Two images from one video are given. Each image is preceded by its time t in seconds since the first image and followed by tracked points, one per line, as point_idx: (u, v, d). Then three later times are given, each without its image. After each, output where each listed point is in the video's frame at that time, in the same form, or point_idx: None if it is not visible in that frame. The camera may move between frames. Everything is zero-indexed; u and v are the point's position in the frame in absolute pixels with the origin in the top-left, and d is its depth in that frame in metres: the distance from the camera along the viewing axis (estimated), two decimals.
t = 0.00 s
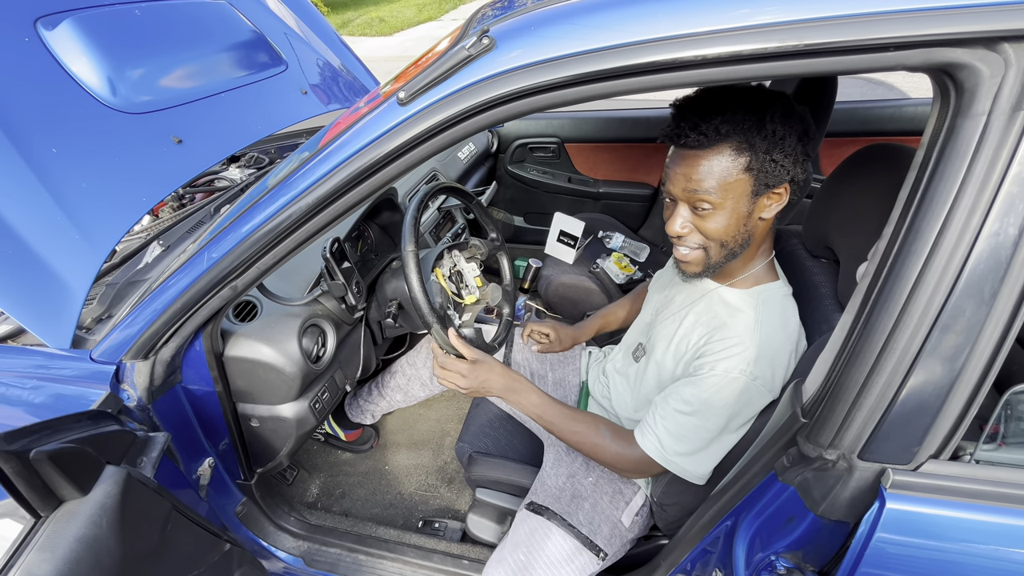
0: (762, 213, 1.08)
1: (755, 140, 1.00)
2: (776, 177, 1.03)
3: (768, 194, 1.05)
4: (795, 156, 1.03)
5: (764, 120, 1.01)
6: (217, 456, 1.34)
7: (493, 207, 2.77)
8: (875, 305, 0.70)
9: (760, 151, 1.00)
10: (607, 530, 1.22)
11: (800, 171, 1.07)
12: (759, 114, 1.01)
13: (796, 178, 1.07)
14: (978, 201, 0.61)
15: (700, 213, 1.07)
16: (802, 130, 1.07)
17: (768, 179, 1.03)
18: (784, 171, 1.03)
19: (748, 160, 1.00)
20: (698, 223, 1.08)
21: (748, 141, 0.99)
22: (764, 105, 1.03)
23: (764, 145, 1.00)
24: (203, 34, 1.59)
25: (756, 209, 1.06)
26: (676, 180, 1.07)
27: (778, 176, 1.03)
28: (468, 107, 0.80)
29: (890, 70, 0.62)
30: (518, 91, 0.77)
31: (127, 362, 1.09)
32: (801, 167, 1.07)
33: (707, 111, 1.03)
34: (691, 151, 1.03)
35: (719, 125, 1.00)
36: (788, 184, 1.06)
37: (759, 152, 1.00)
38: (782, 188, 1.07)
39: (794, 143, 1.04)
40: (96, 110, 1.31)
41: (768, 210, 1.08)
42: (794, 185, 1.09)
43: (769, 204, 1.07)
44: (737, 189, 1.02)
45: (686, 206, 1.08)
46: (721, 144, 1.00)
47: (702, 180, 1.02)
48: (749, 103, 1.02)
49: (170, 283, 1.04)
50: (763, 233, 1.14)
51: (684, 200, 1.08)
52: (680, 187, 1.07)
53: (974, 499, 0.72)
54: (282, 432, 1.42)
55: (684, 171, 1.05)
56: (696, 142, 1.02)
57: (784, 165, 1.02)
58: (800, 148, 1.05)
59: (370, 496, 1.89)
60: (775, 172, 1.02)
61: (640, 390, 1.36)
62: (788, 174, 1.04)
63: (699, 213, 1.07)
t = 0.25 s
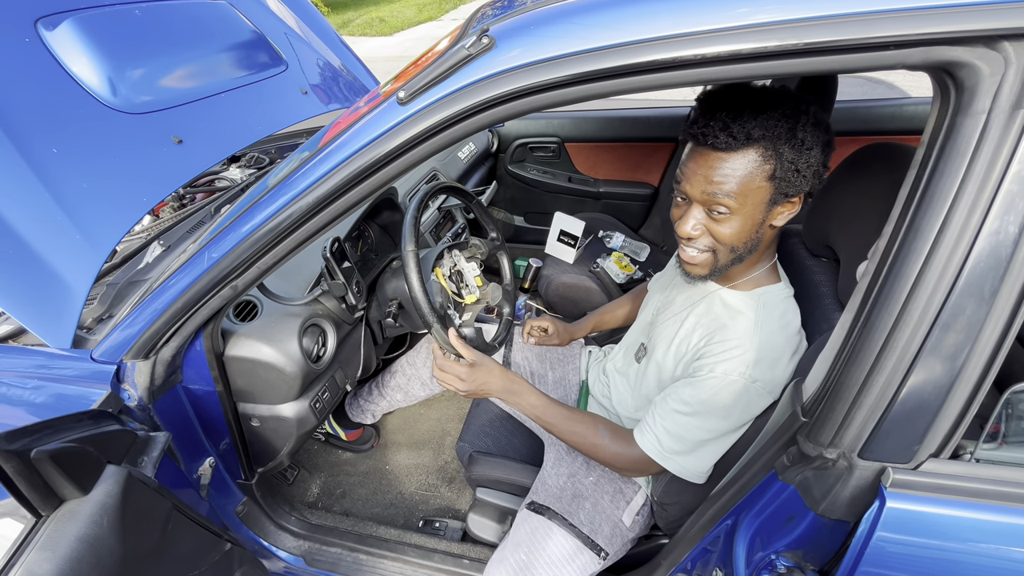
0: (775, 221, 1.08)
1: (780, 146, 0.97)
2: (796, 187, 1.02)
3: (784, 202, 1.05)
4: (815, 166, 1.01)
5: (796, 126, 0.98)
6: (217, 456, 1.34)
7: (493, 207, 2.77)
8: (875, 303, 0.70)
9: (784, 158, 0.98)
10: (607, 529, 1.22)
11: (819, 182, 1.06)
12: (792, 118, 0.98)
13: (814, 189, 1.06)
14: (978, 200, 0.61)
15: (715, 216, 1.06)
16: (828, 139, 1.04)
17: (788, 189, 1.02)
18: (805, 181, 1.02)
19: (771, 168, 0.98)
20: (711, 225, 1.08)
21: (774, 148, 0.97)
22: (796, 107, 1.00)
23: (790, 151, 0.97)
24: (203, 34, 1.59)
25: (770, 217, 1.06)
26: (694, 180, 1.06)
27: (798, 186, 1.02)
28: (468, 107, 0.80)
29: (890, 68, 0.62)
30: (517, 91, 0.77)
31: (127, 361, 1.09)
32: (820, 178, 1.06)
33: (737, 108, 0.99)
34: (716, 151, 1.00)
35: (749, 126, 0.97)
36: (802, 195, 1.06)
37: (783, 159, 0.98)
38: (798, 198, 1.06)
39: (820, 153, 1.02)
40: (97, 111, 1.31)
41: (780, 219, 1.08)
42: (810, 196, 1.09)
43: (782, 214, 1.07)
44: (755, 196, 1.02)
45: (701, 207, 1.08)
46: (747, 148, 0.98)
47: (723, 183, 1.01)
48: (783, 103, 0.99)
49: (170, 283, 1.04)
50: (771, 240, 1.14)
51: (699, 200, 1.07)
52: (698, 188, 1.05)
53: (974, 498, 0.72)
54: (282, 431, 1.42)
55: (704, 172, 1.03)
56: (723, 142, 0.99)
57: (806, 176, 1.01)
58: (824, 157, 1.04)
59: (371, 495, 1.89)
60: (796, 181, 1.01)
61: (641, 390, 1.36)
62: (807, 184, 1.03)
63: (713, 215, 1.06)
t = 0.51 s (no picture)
0: (777, 220, 1.08)
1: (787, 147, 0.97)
2: (800, 188, 1.02)
3: (788, 203, 1.05)
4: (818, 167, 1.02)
5: (802, 128, 0.98)
6: (218, 454, 1.34)
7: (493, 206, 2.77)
8: (874, 302, 0.70)
9: (791, 160, 0.98)
10: (607, 528, 1.22)
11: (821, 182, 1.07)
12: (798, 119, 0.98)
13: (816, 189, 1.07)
14: (977, 198, 0.61)
15: (718, 216, 1.06)
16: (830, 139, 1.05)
17: (792, 189, 1.02)
18: (809, 182, 1.02)
19: (778, 169, 0.98)
20: (714, 225, 1.08)
21: (782, 149, 0.97)
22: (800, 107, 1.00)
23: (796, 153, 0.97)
24: (202, 32, 1.59)
25: (774, 217, 1.06)
26: (698, 180, 1.05)
27: (802, 187, 1.02)
28: (467, 105, 0.80)
29: (890, 66, 0.62)
30: (517, 89, 0.77)
31: (127, 360, 1.09)
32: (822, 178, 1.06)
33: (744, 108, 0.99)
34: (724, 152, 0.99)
35: (758, 127, 0.96)
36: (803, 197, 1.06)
37: (790, 160, 0.98)
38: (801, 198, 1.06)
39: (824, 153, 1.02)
40: (96, 109, 1.31)
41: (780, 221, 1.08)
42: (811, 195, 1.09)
43: (784, 215, 1.07)
44: (759, 198, 1.02)
45: (705, 208, 1.07)
46: (755, 149, 0.97)
47: (729, 184, 1.00)
48: (789, 104, 0.99)
49: (170, 282, 1.04)
50: (772, 239, 1.14)
51: (704, 201, 1.06)
52: (704, 188, 1.04)
53: (972, 496, 0.72)
54: (282, 430, 1.42)
55: (710, 173, 1.02)
56: (732, 142, 0.98)
57: (810, 176, 1.02)
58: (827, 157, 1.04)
59: (371, 494, 1.89)
60: (800, 182, 1.01)
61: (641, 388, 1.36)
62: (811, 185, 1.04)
63: (717, 216, 1.06)
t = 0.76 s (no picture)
0: (763, 222, 1.07)
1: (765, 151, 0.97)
2: (781, 191, 1.01)
3: (770, 205, 1.03)
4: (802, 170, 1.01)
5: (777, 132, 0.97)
6: (217, 451, 1.34)
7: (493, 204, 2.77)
8: (874, 299, 0.70)
9: (767, 164, 0.97)
10: (607, 525, 1.22)
11: (808, 182, 1.04)
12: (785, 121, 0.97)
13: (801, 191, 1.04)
14: (979, 194, 0.61)
15: (698, 221, 1.06)
16: (819, 139, 1.01)
17: (772, 193, 1.01)
18: (790, 184, 1.01)
19: (753, 173, 0.98)
20: (694, 229, 1.08)
21: (758, 153, 0.96)
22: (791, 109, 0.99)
23: (773, 156, 0.96)
24: (202, 29, 1.58)
25: (756, 220, 1.05)
26: (675, 185, 1.05)
27: (783, 190, 1.01)
28: (467, 101, 0.80)
29: (891, 62, 0.62)
30: (517, 85, 0.77)
31: (127, 357, 1.09)
32: (808, 180, 1.03)
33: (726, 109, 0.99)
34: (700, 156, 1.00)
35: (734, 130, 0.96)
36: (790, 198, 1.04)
37: (765, 165, 0.97)
38: (787, 200, 1.04)
39: (806, 156, 0.99)
40: (95, 106, 1.31)
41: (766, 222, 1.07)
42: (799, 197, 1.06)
43: (770, 216, 1.06)
44: (737, 202, 1.01)
45: (685, 212, 1.07)
46: (727, 155, 0.97)
47: (705, 189, 1.00)
48: (762, 109, 0.98)
49: (169, 279, 1.04)
50: (761, 239, 1.13)
51: (683, 205, 1.06)
52: (682, 193, 1.05)
53: (973, 493, 0.71)
54: (282, 427, 1.42)
55: (688, 178, 1.02)
56: (704, 149, 0.98)
57: (789, 179, 1.00)
58: (814, 159, 1.01)
59: (371, 491, 1.89)
60: (781, 186, 1.00)
61: (642, 386, 1.36)
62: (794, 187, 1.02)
63: (696, 220, 1.06)
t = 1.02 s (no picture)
0: (737, 229, 1.08)
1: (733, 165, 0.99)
2: (742, 203, 1.02)
3: (740, 215, 1.05)
4: (787, 185, 1.00)
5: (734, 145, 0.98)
6: (218, 448, 1.34)
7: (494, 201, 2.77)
8: (876, 297, 0.69)
9: (728, 178, 1.00)
10: (607, 522, 1.22)
11: (781, 200, 1.02)
12: (770, 136, 0.96)
13: (773, 206, 1.03)
14: (981, 191, 0.60)
15: (671, 217, 1.14)
16: (797, 156, 0.98)
17: (733, 204, 1.03)
18: (751, 198, 1.01)
19: (710, 182, 1.02)
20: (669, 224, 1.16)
21: (719, 164, 0.99)
22: (786, 121, 0.97)
23: (736, 170, 0.98)
24: (202, 26, 1.58)
25: (725, 226, 1.08)
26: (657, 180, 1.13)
27: (744, 203, 1.02)
28: (468, 98, 0.79)
29: (894, 58, 0.62)
30: (518, 81, 0.76)
31: (127, 354, 1.09)
32: (781, 196, 1.01)
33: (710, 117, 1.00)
34: (678, 156, 1.05)
35: (702, 139, 1.00)
36: (767, 212, 1.04)
37: (726, 179, 1.00)
38: (761, 213, 1.04)
39: (773, 172, 0.98)
40: (96, 104, 1.31)
41: (744, 229, 1.08)
42: (777, 212, 1.04)
43: (747, 225, 1.06)
44: (701, 205, 1.06)
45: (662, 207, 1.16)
46: (688, 161, 1.03)
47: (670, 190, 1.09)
48: (735, 117, 0.98)
49: (170, 277, 1.04)
50: (748, 246, 1.13)
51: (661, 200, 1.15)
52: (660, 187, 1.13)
53: (974, 491, 0.71)
54: (283, 424, 1.42)
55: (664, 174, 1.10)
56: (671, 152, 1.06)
57: (751, 193, 1.01)
58: (784, 176, 0.99)
59: (372, 489, 1.89)
60: (740, 199, 1.02)
61: (643, 384, 1.36)
62: (760, 202, 1.02)
63: (671, 216, 1.14)
